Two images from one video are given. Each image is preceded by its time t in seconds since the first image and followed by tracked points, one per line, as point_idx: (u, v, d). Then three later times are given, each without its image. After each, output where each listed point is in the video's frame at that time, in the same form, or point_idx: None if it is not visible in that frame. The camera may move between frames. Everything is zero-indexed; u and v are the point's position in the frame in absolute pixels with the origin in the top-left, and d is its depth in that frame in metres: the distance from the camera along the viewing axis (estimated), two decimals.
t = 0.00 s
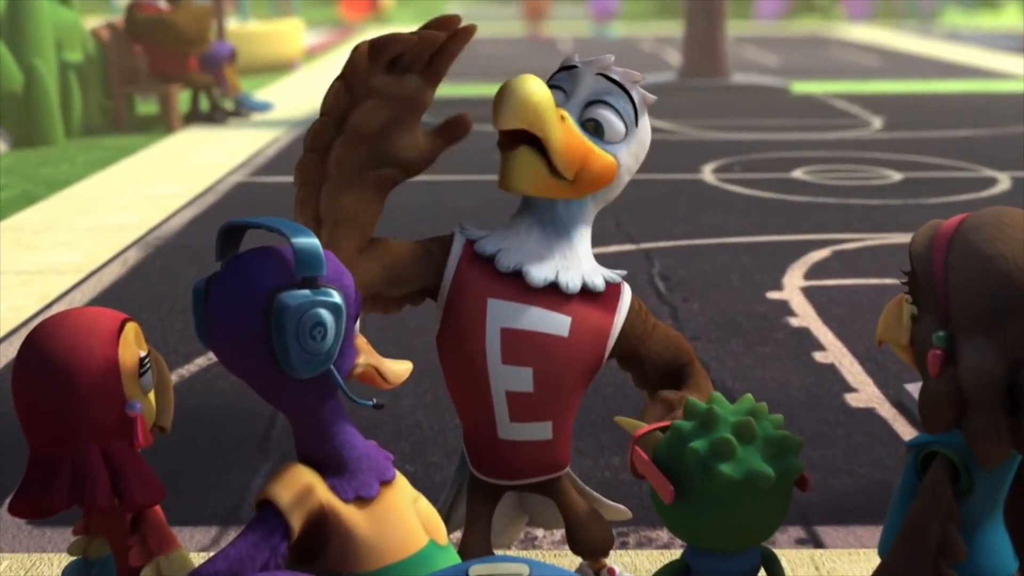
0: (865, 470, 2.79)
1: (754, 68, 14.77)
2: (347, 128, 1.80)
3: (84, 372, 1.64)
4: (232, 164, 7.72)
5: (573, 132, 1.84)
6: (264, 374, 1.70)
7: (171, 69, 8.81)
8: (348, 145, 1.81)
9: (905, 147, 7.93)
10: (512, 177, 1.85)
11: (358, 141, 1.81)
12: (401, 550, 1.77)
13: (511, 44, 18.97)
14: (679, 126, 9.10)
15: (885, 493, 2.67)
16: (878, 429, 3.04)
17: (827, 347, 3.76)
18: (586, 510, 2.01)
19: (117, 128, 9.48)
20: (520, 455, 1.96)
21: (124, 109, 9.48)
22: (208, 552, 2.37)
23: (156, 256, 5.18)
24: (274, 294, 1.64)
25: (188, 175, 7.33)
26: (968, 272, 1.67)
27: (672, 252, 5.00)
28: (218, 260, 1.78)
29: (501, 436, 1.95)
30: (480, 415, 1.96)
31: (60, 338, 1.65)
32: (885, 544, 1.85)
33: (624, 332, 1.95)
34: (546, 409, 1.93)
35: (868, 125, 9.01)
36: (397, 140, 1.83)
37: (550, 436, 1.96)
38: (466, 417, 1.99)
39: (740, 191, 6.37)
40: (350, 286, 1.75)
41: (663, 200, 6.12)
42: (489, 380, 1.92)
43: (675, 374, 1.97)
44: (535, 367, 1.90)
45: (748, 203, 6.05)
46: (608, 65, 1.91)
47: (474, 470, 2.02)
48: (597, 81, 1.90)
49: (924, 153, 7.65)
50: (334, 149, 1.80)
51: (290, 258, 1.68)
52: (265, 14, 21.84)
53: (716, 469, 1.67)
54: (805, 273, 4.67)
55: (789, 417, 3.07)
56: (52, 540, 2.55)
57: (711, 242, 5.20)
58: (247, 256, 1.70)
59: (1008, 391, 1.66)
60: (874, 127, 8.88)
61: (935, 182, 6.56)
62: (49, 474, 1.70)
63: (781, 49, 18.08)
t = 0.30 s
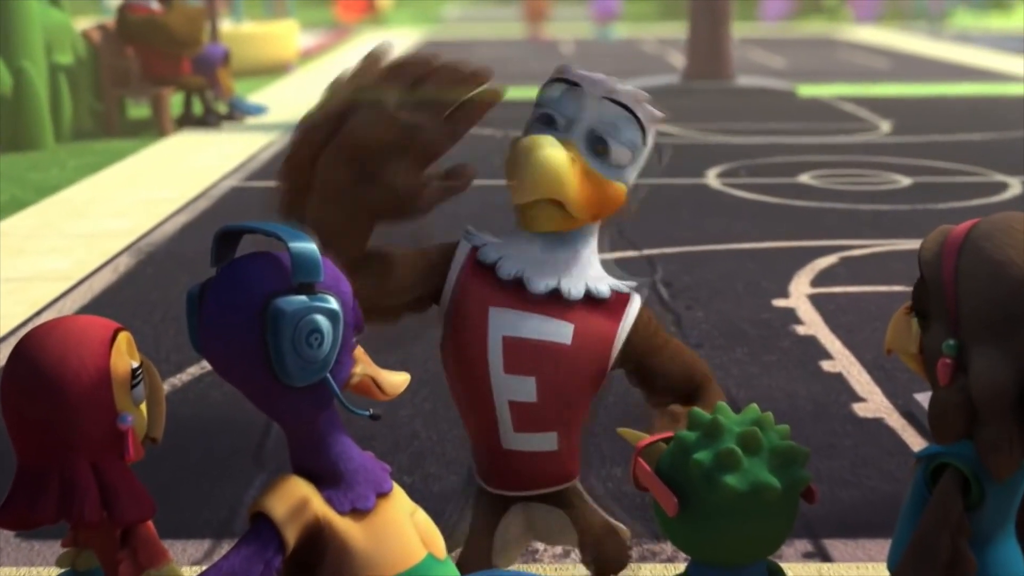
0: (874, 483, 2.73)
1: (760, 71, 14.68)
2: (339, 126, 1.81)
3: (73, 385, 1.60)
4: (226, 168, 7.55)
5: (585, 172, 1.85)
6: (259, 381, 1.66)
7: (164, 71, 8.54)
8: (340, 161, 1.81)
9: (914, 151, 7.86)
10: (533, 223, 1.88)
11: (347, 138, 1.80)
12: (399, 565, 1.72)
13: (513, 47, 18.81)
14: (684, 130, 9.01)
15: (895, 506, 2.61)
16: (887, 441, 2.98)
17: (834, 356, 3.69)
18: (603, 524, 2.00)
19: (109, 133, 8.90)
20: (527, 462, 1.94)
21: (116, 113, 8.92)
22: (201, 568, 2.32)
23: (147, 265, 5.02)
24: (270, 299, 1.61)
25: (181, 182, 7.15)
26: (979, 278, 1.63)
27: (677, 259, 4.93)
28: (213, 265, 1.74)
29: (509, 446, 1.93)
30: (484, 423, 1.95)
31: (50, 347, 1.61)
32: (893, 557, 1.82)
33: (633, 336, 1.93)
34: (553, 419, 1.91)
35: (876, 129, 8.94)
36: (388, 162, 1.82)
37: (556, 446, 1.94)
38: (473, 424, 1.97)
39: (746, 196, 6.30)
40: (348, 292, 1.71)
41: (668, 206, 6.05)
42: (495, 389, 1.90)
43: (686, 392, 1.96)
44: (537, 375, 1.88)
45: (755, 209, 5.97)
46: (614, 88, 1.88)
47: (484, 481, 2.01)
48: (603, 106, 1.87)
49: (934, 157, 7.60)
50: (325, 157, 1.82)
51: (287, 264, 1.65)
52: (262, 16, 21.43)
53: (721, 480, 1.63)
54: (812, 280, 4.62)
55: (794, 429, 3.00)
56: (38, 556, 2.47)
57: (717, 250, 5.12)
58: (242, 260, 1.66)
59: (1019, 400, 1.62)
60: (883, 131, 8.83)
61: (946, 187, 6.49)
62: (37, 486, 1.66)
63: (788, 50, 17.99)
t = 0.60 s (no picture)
0: (883, 494, 2.58)
1: (763, 74, 14.53)
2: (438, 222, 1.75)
3: (63, 398, 1.56)
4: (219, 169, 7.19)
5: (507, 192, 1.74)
6: (256, 391, 1.62)
7: (158, 72, 8.22)
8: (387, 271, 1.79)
9: (923, 156, 7.76)
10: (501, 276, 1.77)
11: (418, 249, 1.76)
12: None
13: (513, 48, 18.60)
14: (687, 135, 8.85)
15: (906, 519, 2.46)
16: (897, 451, 2.80)
17: (841, 365, 3.45)
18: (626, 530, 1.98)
19: (101, 137, 8.47)
20: (578, 461, 1.91)
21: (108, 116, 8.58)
22: None
23: (139, 270, 4.72)
24: (265, 306, 1.57)
25: (174, 183, 6.75)
26: (990, 285, 1.59)
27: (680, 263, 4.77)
28: (207, 271, 1.70)
29: (554, 438, 1.89)
30: (529, 429, 1.91)
31: (40, 358, 1.57)
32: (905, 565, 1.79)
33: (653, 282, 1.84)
34: (594, 411, 1.88)
35: (885, 133, 8.85)
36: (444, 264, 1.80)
37: (603, 433, 1.90)
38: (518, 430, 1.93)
39: (751, 201, 6.17)
40: (345, 298, 1.67)
41: (671, 211, 5.91)
42: (537, 397, 1.86)
43: (730, 283, 1.83)
44: (578, 376, 1.85)
45: (759, 214, 5.83)
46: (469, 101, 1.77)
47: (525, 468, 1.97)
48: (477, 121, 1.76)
49: (945, 163, 7.51)
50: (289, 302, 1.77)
51: (284, 269, 1.61)
52: (259, 19, 21.06)
53: (725, 492, 1.59)
54: (820, 287, 4.36)
55: (800, 438, 2.85)
56: None
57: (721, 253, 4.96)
58: (236, 266, 1.62)
59: None
60: (891, 135, 8.75)
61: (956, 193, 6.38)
62: (26, 499, 1.62)
63: (795, 53, 17.85)
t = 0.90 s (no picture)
0: (891, 506, 2.53)
1: (769, 76, 14.49)
2: (404, 182, 1.73)
3: (53, 408, 1.52)
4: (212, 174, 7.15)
5: (610, 176, 1.76)
6: (250, 400, 1.58)
7: (148, 74, 8.14)
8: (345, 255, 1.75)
9: (930, 160, 7.71)
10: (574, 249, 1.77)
11: (388, 209, 1.75)
12: None
13: (515, 50, 18.54)
14: (692, 139, 8.80)
15: (916, 531, 2.41)
16: (906, 461, 2.76)
17: (849, 373, 3.41)
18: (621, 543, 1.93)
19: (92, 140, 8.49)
20: (581, 469, 1.86)
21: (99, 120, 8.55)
22: None
23: (130, 276, 4.68)
24: (260, 313, 1.53)
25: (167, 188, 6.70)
26: (1000, 291, 1.55)
27: (684, 270, 4.72)
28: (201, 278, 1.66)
29: (560, 451, 1.86)
30: (534, 437, 1.87)
31: (30, 367, 1.53)
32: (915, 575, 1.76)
33: (666, 309, 1.87)
34: (604, 422, 1.83)
35: (893, 137, 8.81)
36: (425, 235, 1.76)
37: (610, 446, 1.86)
38: (523, 437, 1.89)
39: (756, 206, 6.13)
40: (342, 305, 1.63)
41: (674, 216, 5.86)
42: (550, 399, 1.82)
43: (713, 334, 1.90)
44: (593, 384, 1.81)
45: (765, 220, 5.79)
46: (599, 83, 1.76)
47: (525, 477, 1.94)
48: (598, 105, 1.76)
49: (953, 167, 7.47)
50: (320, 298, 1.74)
51: (279, 275, 1.57)
52: (253, 20, 21.00)
53: (730, 504, 1.55)
54: (826, 293, 4.34)
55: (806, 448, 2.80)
56: None
57: (724, 260, 4.91)
58: (230, 272, 1.58)
59: None
60: (900, 139, 8.70)
61: (965, 198, 6.34)
62: (14, 511, 1.59)
63: (801, 55, 17.78)
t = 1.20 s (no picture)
0: (900, 517, 2.49)
1: (774, 79, 14.43)
2: (391, 185, 1.70)
3: (45, 420, 1.49)
4: (206, 178, 7.10)
5: (602, 178, 1.72)
6: (245, 409, 1.54)
7: (139, 76, 8.06)
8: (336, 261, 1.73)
9: (938, 164, 7.67)
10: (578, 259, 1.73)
11: (379, 214, 1.72)
12: None
13: (518, 52, 18.50)
14: (697, 143, 8.75)
15: (926, 544, 2.37)
16: (915, 473, 2.72)
17: (856, 381, 3.37)
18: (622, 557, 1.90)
19: (84, 144, 8.47)
20: (583, 479, 1.83)
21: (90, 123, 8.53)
22: None
23: (122, 283, 4.65)
24: (253, 320, 1.50)
25: (160, 193, 6.66)
26: (1016, 295, 1.52)
27: (687, 276, 4.68)
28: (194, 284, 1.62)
29: (561, 461, 1.82)
30: (534, 445, 1.83)
31: (20, 377, 1.50)
32: None
33: (670, 314, 1.83)
34: (604, 432, 1.80)
35: (901, 140, 8.77)
36: (418, 238, 1.72)
37: (611, 455, 1.83)
38: (523, 446, 1.86)
39: (761, 211, 6.10)
40: (338, 312, 1.59)
41: (677, 222, 5.82)
42: (550, 408, 1.78)
43: (719, 338, 1.86)
44: (594, 392, 1.77)
45: (770, 225, 5.75)
46: (578, 83, 1.71)
47: (525, 486, 1.91)
48: (579, 104, 1.72)
49: (961, 171, 7.42)
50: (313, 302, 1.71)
51: (274, 281, 1.54)
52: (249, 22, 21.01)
53: (735, 516, 1.52)
54: (832, 300, 4.30)
55: (812, 459, 2.76)
56: None
57: (729, 266, 4.87)
58: (224, 278, 1.55)
59: None
60: (908, 142, 8.66)
61: (974, 203, 6.30)
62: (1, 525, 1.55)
63: (806, 57, 17.73)
